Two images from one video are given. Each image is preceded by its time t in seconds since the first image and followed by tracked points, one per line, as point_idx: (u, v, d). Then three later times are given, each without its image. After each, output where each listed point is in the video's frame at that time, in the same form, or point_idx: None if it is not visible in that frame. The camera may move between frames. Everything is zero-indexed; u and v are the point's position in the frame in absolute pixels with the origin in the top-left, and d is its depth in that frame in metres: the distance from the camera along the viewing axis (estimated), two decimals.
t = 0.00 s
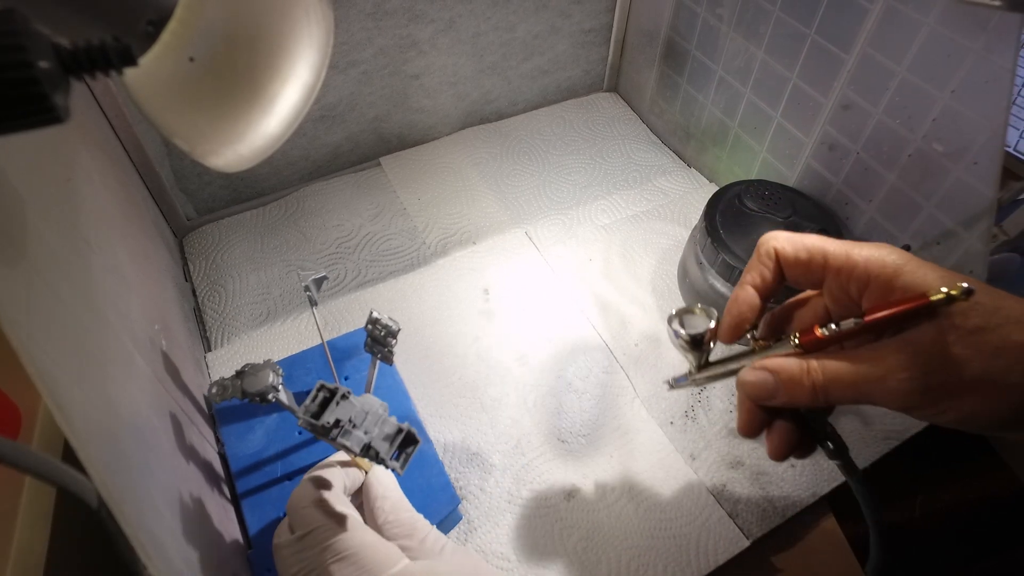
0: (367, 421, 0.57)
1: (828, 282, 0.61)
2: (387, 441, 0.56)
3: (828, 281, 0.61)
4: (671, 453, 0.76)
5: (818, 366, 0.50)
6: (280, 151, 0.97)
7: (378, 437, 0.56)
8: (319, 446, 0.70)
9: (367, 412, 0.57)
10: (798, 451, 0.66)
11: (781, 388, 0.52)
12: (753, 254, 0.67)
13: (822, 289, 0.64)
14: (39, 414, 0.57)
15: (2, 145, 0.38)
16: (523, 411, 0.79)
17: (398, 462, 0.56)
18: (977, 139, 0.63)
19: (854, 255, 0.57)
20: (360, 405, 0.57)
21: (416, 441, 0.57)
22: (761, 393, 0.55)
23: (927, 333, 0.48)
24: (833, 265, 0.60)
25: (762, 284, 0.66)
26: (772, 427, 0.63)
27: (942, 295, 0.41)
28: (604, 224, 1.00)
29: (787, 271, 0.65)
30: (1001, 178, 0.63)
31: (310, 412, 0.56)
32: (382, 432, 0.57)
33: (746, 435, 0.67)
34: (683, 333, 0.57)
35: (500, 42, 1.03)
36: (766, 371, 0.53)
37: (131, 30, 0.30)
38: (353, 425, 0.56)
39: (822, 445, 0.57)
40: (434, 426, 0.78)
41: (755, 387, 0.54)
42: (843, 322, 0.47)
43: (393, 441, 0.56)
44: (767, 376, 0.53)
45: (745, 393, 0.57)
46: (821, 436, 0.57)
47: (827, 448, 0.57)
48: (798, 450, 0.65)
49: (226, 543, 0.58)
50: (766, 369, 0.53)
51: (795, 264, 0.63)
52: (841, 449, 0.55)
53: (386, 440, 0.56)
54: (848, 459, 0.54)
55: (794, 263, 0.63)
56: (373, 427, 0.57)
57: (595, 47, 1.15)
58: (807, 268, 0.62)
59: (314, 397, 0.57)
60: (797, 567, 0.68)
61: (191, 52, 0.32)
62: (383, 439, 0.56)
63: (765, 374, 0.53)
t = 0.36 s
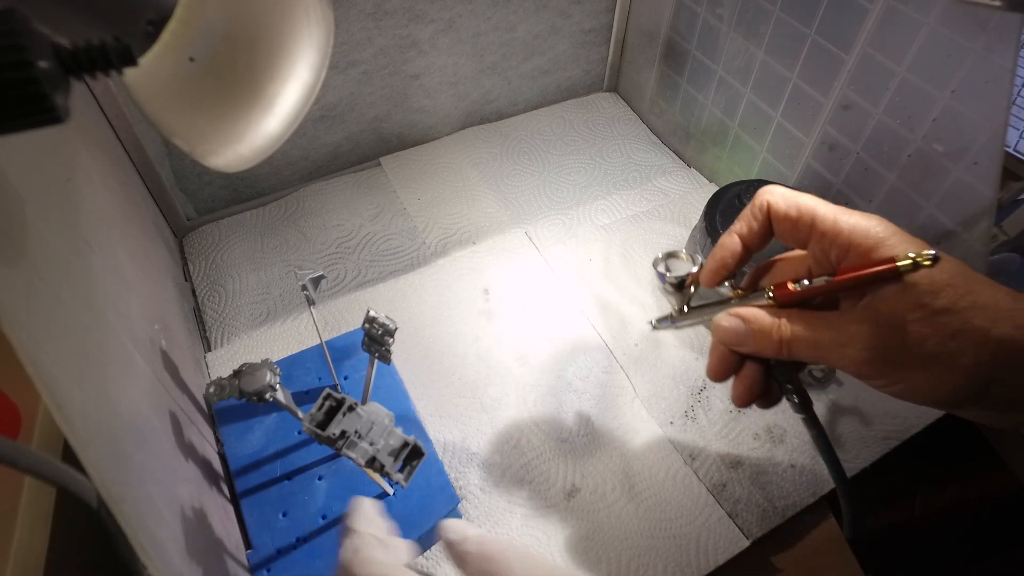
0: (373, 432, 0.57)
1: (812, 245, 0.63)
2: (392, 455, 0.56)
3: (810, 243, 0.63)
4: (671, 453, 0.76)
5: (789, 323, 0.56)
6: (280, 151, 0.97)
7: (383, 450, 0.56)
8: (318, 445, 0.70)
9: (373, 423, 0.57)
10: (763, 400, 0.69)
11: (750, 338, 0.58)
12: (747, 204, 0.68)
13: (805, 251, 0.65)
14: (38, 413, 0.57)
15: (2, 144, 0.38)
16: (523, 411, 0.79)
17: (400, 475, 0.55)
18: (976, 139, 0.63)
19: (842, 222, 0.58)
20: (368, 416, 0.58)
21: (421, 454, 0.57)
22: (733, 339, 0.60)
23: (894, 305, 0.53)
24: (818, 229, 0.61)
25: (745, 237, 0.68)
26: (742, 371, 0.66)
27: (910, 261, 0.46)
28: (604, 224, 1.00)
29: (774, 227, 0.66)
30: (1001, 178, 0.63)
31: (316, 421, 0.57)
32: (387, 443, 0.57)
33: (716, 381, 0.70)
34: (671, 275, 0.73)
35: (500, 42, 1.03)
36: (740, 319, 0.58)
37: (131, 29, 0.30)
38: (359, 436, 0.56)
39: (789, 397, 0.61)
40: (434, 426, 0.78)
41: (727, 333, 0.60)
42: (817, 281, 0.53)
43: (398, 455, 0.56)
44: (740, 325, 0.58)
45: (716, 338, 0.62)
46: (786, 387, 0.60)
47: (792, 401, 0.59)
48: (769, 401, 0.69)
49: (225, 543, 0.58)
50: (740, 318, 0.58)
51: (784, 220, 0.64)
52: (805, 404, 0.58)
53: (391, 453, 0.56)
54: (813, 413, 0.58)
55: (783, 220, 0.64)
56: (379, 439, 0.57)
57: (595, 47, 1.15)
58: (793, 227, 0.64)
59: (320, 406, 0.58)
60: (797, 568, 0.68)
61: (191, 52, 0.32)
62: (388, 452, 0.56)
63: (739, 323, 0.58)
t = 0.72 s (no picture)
0: (374, 431, 0.57)
1: (781, 241, 0.68)
2: (393, 455, 0.56)
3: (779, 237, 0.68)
4: (671, 453, 0.76)
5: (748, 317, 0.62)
6: (280, 151, 0.97)
7: (384, 450, 0.56)
8: (318, 445, 0.70)
9: (374, 423, 0.57)
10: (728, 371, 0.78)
11: (713, 324, 0.64)
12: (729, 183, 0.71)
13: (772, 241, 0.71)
14: (38, 414, 0.58)
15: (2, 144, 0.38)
16: (522, 411, 0.79)
17: (401, 476, 0.55)
18: (976, 139, 0.63)
19: (816, 223, 0.63)
20: (370, 415, 0.58)
21: (422, 454, 0.57)
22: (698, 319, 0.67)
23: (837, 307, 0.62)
24: (792, 225, 0.65)
25: (718, 216, 0.72)
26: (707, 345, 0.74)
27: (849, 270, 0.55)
28: (604, 224, 1.00)
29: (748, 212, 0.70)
30: (1001, 178, 0.63)
31: (316, 421, 0.57)
32: (388, 443, 0.57)
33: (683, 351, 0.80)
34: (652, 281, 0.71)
35: (500, 42, 1.03)
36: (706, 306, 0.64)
37: (131, 29, 0.30)
38: (360, 436, 0.56)
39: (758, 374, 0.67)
40: (434, 425, 0.78)
41: (694, 315, 0.66)
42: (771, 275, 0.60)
43: (399, 455, 0.56)
44: (707, 312, 0.64)
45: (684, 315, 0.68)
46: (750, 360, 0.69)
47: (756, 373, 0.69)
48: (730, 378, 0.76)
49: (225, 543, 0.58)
50: (707, 305, 0.65)
51: (758, 210, 0.68)
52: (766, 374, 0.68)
53: (392, 453, 0.56)
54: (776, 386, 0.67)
55: (758, 210, 0.68)
56: (379, 439, 0.57)
57: (595, 47, 1.15)
58: (766, 218, 0.68)
59: (320, 406, 0.58)
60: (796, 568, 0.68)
61: (190, 52, 0.32)
62: (388, 453, 0.56)
63: (705, 309, 0.64)
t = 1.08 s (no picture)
0: (373, 432, 0.57)
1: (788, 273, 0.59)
2: (393, 455, 0.56)
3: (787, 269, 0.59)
4: (670, 453, 0.76)
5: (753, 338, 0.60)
6: (280, 151, 0.97)
7: (383, 452, 0.56)
8: (317, 445, 0.70)
9: (372, 425, 0.57)
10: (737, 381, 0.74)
11: (719, 340, 0.62)
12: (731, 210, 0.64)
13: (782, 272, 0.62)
14: (38, 415, 0.58)
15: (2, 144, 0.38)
16: (521, 411, 0.79)
17: (400, 477, 0.55)
18: (976, 139, 0.63)
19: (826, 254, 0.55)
20: (371, 414, 0.58)
21: (422, 455, 0.57)
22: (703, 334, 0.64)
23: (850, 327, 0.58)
24: (799, 256, 0.57)
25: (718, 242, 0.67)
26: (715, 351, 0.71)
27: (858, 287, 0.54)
28: (604, 224, 1.00)
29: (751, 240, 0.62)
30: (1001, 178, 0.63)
31: (316, 421, 0.57)
32: (388, 444, 0.57)
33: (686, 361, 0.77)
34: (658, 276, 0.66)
35: (500, 42, 1.03)
36: (713, 322, 0.62)
37: (131, 29, 0.30)
38: (360, 437, 0.56)
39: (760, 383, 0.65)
40: (434, 425, 0.78)
41: (700, 329, 0.64)
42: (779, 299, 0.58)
43: (399, 456, 0.56)
44: (713, 327, 0.62)
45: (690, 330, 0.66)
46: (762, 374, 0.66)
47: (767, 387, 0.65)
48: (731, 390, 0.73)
49: (224, 543, 0.58)
50: (713, 320, 0.63)
51: (762, 239, 0.60)
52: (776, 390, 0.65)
53: (393, 454, 0.56)
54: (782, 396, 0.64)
55: (762, 239, 0.60)
56: (379, 439, 0.57)
57: (595, 47, 1.15)
58: (771, 248, 0.60)
59: (320, 406, 0.58)
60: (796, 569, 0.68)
61: (190, 52, 0.32)
62: (387, 454, 0.56)
63: (711, 325, 0.62)
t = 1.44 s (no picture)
0: (373, 431, 0.57)
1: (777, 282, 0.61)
2: (393, 455, 0.56)
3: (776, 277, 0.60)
4: (670, 453, 0.76)
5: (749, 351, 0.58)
6: (280, 151, 0.97)
7: (383, 451, 0.56)
8: (317, 445, 0.70)
9: (371, 424, 0.57)
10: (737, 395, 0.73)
11: (714, 358, 0.61)
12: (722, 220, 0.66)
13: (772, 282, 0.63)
14: (38, 415, 0.58)
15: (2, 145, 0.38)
16: (521, 411, 0.79)
17: (400, 476, 0.55)
18: (976, 139, 0.63)
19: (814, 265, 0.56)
20: (370, 413, 0.58)
21: (422, 455, 0.57)
22: (697, 354, 0.64)
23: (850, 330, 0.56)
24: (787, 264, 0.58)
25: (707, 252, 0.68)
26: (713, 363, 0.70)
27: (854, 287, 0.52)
28: (604, 224, 1.00)
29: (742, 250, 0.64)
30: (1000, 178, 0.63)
31: (316, 421, 0.57)
32: (388, 442, 0.57)
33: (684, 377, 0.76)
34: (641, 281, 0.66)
35: (500, 42, 1.03)
36: (705, 341, 0.61)
37: (131, 29, 0.30)
38: (360, 437, 0.56)
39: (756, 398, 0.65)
40: (434, 425, 0.78)
41: (693, 349, 0.63)
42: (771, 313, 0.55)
43: (399, 455, 0.56)
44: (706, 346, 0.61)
45: (684, 350, 0.65)
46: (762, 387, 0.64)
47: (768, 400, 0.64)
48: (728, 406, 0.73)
49: (225, 543, 0.58)
50: (705, 338, 0.62)
51: (751, 247, 0.62)
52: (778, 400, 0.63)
53: (393, 453, 0.56)
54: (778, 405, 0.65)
55: (751, 248, 0.62)
56: (379, 439, 0.57)
57: (595, 47, 1.15)
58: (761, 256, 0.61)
59: (320, 406, 0.58)
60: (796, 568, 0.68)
61: (190, 52, 0.32)
62: (387, 453, 0.56)
63: (703, 344, 0.62)
